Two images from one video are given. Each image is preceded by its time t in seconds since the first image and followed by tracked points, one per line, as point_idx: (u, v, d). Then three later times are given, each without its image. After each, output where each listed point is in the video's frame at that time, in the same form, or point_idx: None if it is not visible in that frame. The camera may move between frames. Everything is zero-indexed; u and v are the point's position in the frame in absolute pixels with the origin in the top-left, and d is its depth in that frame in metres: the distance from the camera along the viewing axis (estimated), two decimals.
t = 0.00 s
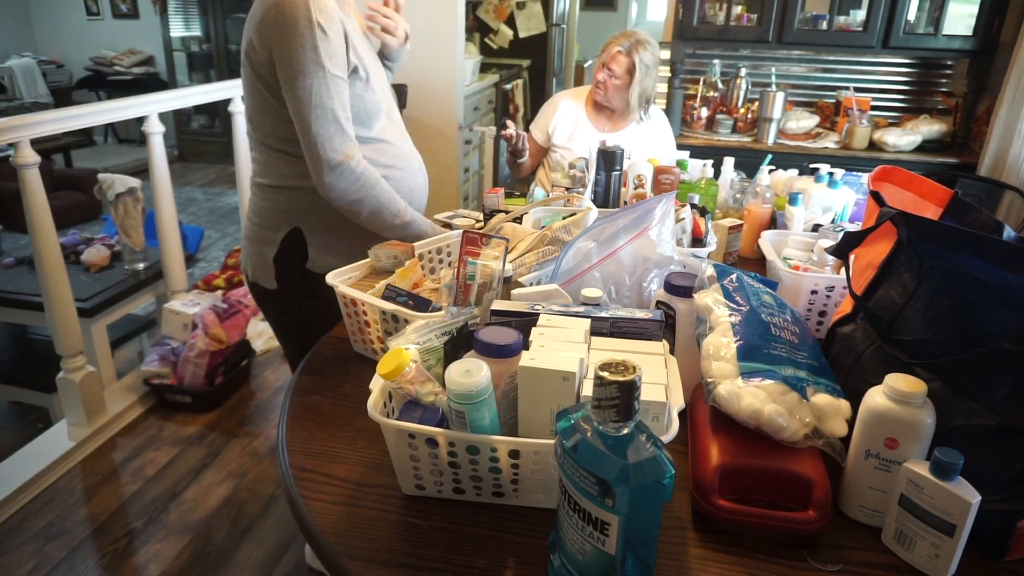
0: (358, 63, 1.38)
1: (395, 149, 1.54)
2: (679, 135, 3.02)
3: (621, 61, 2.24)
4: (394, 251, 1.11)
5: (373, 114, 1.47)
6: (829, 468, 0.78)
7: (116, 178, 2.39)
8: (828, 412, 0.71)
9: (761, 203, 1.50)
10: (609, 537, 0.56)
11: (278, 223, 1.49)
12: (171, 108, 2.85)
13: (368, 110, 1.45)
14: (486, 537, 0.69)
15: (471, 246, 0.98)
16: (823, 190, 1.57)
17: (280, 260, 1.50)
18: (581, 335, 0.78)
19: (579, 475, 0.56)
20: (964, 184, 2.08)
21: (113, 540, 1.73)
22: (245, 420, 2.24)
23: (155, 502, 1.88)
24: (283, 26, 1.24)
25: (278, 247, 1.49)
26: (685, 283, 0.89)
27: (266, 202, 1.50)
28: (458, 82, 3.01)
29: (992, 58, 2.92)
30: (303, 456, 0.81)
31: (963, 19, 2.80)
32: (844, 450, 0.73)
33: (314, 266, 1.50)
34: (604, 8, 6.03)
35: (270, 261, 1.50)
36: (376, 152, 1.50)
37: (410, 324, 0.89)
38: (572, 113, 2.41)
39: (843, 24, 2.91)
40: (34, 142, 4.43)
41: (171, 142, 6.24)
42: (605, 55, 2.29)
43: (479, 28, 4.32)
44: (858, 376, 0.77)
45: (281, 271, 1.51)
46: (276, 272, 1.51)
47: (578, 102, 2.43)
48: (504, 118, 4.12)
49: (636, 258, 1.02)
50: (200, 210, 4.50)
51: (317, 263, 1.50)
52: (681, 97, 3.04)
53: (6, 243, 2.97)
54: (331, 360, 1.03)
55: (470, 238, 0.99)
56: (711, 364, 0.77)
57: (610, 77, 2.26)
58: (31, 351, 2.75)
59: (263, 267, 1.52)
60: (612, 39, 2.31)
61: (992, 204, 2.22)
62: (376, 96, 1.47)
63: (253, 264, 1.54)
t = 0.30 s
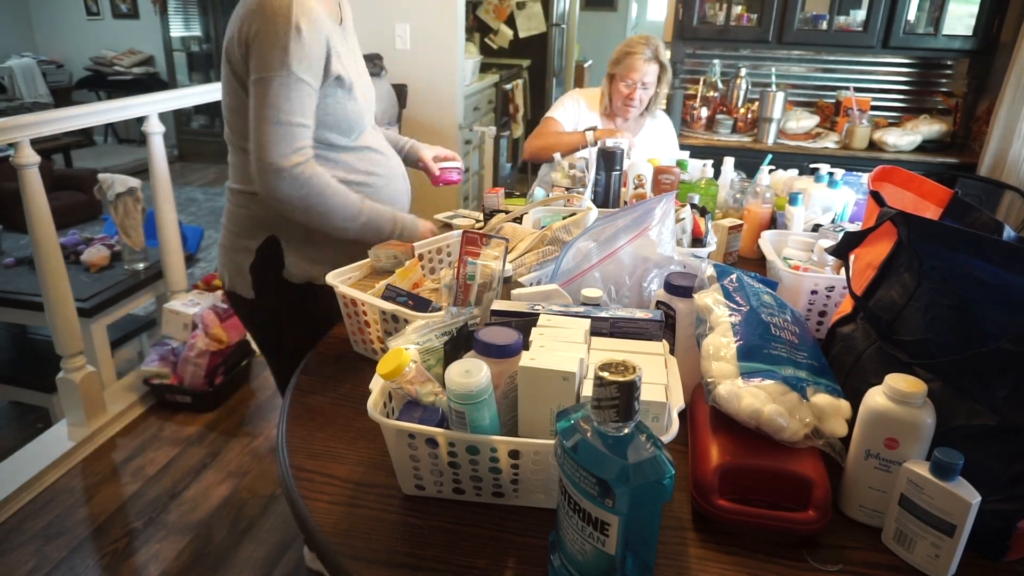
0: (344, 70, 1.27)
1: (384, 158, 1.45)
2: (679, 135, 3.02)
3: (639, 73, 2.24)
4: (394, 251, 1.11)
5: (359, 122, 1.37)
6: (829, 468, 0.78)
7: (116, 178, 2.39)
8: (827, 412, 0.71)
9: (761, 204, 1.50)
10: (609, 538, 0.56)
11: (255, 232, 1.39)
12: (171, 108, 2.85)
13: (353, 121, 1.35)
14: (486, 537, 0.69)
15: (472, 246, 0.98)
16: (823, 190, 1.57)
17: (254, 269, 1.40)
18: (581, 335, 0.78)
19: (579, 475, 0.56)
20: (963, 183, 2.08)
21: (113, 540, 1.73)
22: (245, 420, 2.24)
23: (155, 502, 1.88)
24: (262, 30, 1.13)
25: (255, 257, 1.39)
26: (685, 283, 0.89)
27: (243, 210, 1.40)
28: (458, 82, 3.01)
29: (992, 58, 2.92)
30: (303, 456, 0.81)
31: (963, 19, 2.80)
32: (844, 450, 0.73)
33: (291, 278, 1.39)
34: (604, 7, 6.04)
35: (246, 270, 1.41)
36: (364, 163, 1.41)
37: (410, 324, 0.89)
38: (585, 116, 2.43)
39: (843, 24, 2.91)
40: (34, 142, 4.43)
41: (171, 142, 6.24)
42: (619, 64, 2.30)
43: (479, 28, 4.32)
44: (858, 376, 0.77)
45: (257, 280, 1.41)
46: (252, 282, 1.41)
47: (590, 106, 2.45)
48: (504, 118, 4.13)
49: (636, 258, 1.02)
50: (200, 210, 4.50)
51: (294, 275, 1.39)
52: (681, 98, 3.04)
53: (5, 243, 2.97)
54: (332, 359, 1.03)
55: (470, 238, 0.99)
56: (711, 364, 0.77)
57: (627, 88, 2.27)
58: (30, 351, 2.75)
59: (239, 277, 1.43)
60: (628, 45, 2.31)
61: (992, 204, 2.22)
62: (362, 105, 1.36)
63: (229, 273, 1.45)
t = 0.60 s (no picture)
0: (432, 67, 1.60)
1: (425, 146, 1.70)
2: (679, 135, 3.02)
3: (622, 59, 2.28)
4: (394, 251, 1.11)
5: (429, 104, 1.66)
6: (829, 468, 0.78)
7: (116, 178, 2.39)
8: (827, 411, 0.71)
9: (761, 203, 1.50)
10: (609, 537, 0.56)
11: (319, 203, 1.55)
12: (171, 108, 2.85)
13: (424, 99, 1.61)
14: (486, 537, 0.69)
15: (471, 246, 0.98)
16: (823, 190, 1.57)
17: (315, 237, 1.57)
18: (581, 335, 0.78)
19: (579, 474, 0.56)
20: (963, 183, 2.08)
21: (113, 540, 1.73)
22: (246, 420, 2.24)
23: (155, 502, 1.88)
24: (374, 15, 1.42)
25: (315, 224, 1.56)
26: (685, 283, 0.89)
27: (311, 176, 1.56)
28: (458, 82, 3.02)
29: (992, 58, 2.92)
30: (303, 456, 0.81)
31: (964, 19, 2.80)
32: (844, 450, 0.73)
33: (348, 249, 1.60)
34: (604, 8, 6.05)
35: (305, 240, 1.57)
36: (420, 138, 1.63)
37: (409, 324, 0.89)
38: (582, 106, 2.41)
39: (843, 24, 2.91)
40: (34, 142, 4.43)
41: (171, 142, 6.24)
42: (602, 53, 2.34)
43: (479, 28, 4.32)
44: (858, 376, 0.77)
45: (315, 250, 1.58)
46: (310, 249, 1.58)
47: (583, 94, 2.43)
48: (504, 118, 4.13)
49: (636, 258, 1.02)
50: (200, 210, 4.50)
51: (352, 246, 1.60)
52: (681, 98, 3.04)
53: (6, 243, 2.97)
54: (331, 359, 1.03)
55: (470, 238, 0.99)
56: (711, 364, 0.77)
57: (611, 75, 2.31)
58: (30, 351, 2.75)
59: (297, 244, 1.59)
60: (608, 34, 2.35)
61: (992, 204, 2.22)
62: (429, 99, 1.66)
63: (285, 243, 1.61)
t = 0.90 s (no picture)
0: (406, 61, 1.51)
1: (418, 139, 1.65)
2: (679, 135, 3.02)
3: (583, 44, 2.30)
4: (394, 251, 1.11)
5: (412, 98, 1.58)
6: (829, 469, 0.78)
7: (116, 178, 2.39)
8: (827, 412, 0.71)
9: (761, 203, 1.50)
10: (609, 537, 0.56)
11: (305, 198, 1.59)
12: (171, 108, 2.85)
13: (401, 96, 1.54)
14: (486, 537, 0.69)
15: (472, 246, 0.98)
16: (823, 190, 1.57)
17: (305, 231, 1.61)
18: (581, 335, 0.78)
19: (579, 475, 0.56)
20: (963, 184, 2.08)
21: (113, 540, 1.73)
22: (246, 420, 2.24)
23: (155, 502, 1.88)
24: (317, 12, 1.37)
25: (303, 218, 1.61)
26: (685, 283, 0.89)
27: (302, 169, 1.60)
28: (458, 82, 3.02)
29: (992, 58, 2.92)
30: (302, 456, 0.81)
31: (964, 19, 2.80)
32: (844, 450, 0.73)
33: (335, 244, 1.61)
34: (605, 8, 6.05)
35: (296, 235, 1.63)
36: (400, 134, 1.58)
37: (409, 324, 0.89)
38: (551, 107, 2.41)
39: (843, 24, 2.91)
40: (34, 142, 4.43)
41: (171, 142, 6.24)
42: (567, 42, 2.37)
43: (479, 28, 4.34)
44: (858, 376, 0.77)
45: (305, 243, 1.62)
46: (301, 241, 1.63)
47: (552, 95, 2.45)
48: (504, 118, 4.13)
49: (636, 258, 1.02)
50: (200, 210, 4.50)
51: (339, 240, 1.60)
52: (681, 98, 3.04)
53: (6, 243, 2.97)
54: (331, 359, 1.03)
55: (470, 238, 0.99)
56: (711, 364, 0.77)
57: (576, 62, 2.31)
58: (30, 351, 2.75)
59: (289, 239, 1.64)
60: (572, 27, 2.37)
61: (992, 204, 2.22)
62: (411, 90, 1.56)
63: (282, 237, 1.66)
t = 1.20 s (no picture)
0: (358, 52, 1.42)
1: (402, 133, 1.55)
2: (679, 135, 3.02)
3: (614, 66, 2.24)
4: (394, 251, 1.11)
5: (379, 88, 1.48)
6: (829, 468, 0.78)
7: (116, 178, 2.39)
8: (827, 412, 0.71)
9: (761, 204, 1.50)
10: (609, 537, 0.56)
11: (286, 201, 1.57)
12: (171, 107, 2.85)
13: (364, 94, 1.45)
14: (486, 537, 0.69)
15: (471, 246, 0.98)
16: (823, 190, 1.57)
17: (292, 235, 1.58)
18: (581, 335, 0.78)
19: (579, 475, 0.56)
20: (963, 184, 2.08)
21: (113, 540, 1.74)
22: (246, 420, 2.24)
23: (155, 502, 1.88)
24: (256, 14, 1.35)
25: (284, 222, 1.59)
26: (685, 283, 0.89)
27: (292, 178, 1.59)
28: (458, 82, 3.03)
29: (992, 58, 2.92)
30: (302, 456, 0.81)
31: (963, 19, 2.80)
32: (844, 450, 0.73)
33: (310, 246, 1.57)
34: (604, 7, 6.03)
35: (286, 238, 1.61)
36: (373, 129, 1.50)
37: (409, 324, 0.89)
38: (566, 114, 2.40)
39: (843, 24, 2.91)
40: (34, 142, 4.43)
41: (172, 142, 6.24)
42: (594, 58, 2.29)
43: (479, 28, 4.33)
44: (858, 376, 0.77)
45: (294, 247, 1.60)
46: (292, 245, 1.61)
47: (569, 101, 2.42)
48: (504, 118, 4.13)
49: (636, 258, 1.02)
50: (200, 210, 4.49)
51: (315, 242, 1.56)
52: (681, 98, 3.04)
53: (6, 243, 2.97)
54: (331, 359, 1.03)
55: (470, 238, 0.99)
56: (711, 364, 0.77)
57: (604, 82, 2.27)
58: (30, 351, 2.74)
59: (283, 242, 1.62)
60: (602, 38, 2.29)
61: (992, 204, 2.22)
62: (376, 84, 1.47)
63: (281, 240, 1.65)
